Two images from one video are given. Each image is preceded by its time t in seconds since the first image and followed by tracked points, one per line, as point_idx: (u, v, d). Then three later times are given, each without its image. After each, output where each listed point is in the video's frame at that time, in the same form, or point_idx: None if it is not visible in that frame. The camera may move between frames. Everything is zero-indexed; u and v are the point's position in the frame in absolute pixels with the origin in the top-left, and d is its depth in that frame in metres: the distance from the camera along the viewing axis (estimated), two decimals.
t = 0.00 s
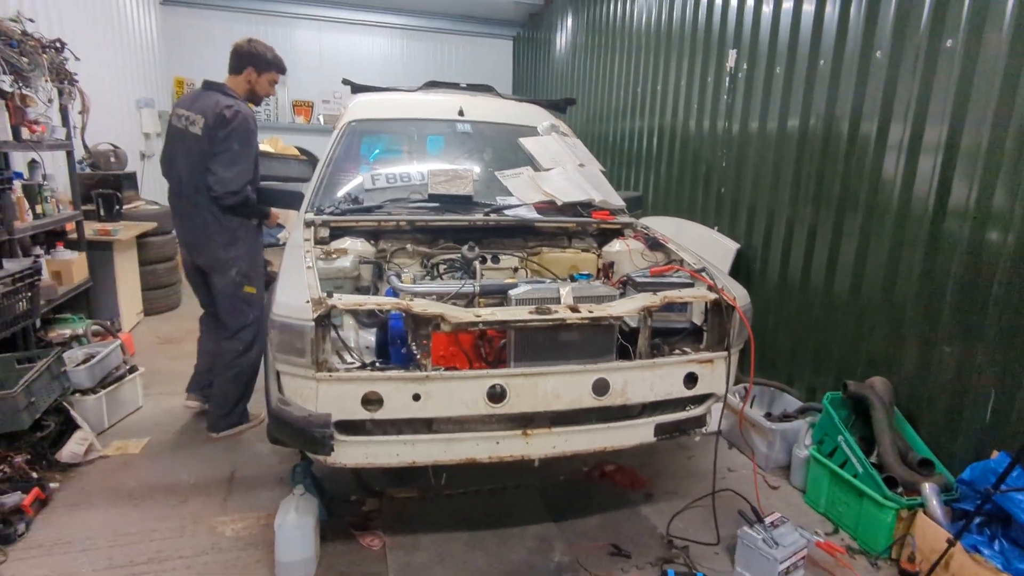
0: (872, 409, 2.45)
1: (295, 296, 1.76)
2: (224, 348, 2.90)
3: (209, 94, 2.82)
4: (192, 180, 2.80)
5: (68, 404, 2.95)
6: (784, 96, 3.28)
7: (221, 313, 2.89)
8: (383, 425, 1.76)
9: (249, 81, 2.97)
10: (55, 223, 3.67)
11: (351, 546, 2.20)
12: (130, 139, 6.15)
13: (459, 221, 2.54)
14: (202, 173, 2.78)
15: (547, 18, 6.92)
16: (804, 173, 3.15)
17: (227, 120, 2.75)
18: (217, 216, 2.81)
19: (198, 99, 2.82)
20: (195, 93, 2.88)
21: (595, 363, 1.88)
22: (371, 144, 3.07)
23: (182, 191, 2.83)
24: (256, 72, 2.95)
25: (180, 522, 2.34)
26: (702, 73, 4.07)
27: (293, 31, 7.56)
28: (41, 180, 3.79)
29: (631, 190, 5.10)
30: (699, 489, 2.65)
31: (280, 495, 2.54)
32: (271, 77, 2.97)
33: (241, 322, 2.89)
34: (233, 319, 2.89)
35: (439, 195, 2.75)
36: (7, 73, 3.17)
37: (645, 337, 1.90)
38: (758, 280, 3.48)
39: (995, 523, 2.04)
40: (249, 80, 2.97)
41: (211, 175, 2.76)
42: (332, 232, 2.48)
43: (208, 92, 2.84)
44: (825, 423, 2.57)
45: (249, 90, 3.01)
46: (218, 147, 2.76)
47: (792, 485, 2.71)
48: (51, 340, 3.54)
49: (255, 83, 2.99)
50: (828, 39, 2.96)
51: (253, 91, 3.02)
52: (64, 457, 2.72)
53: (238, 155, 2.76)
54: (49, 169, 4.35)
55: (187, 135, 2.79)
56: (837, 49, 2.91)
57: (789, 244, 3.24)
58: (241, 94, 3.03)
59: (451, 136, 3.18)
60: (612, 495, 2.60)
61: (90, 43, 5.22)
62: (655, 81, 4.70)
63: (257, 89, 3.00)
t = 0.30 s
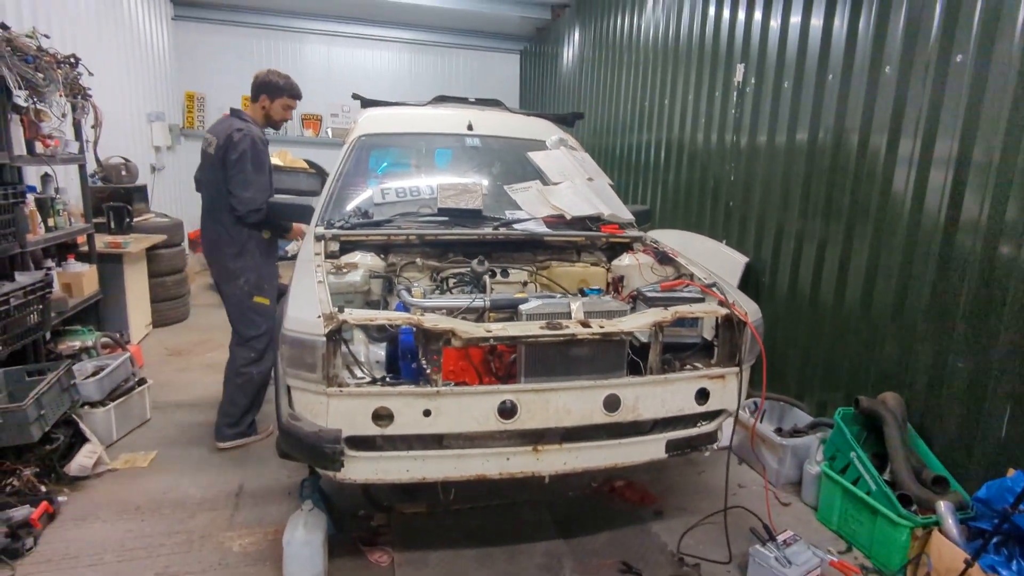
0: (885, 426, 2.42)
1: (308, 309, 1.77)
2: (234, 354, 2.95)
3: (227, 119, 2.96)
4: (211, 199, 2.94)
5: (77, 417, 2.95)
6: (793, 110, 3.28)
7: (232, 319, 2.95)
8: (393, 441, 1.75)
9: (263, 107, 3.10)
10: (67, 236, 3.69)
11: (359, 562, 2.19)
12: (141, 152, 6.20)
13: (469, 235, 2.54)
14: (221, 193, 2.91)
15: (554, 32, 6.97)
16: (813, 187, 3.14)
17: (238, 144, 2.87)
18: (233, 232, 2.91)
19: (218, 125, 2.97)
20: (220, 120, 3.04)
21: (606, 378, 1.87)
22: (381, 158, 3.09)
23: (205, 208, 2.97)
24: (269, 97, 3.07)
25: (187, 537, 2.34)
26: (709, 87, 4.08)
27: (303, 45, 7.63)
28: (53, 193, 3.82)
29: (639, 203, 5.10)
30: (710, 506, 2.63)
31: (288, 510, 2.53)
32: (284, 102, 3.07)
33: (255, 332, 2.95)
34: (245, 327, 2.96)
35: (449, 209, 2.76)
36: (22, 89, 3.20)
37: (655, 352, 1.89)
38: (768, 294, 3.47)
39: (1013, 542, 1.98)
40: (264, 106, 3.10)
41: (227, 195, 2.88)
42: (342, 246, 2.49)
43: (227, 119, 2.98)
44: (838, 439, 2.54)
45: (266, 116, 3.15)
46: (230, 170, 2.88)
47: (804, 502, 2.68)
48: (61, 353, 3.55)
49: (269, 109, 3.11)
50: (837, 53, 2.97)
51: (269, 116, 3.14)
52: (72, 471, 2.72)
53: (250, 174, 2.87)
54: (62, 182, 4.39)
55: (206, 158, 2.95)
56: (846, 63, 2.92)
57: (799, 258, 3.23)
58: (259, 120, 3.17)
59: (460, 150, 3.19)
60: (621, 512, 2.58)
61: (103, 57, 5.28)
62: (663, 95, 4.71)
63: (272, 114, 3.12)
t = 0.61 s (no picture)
0: (894, 443, 2.40)
1: (317, 322, 1.77)
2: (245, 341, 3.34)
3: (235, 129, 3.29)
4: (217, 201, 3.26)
5: (82, 428, 2.95)
6: (798, 125, 3.29)
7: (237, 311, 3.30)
8: (400, 455, 1.74)
9: (269, 117, 3.37)
10: (75, 247, 3.71)
11: None
12: (149, 164, 6.24)
13: (476, 249, 2.55)
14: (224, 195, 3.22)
15: (560, 47, 7.02)
16: (820, 202, 3.14)
17: (239, 149, 3.17)
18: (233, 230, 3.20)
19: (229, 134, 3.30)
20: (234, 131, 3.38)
21: (614, 393, 1.87)
22: (388, 171, 3.10)
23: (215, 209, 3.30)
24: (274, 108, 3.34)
25: (191, 550, 2.32)
26: (715, 102, 4.09)
27: (311, 59, 7.71)
28: (63, 205, 3.85)
29: (644, 217, 5.11)
30: (716, 522, 2.61)
31: (293, 523, 2.52)
32: (287, 111, 3.33)
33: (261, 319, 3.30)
34: (250, 317, 3.29)
35: (455, 223, 2.76)
36: (35, 101, 3.24)
37: (663, 367, 1.89)
38: (774, 309, 3.46)
39: None
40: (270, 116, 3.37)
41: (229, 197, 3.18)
42: (349, 258, 2.50)
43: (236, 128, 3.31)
44: (847, 456, 2.52)
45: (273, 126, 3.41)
46: (231, 172, 3.18)
47: (812, 520, 2.66)
48: (67, 363, 3.56)
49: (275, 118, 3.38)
50: (844, 69, 2.98)
51: (275, 125, 3.40)
52: (76, 482, 2.72)
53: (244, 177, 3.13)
54: (71, 194, 4.43)
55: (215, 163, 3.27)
56: (853, 79, 2.93)
57: (806, 274, 3.22)
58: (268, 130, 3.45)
59: (467, 163, 3.20)
60: (628, 528, 2.56)
61: (115, 70, 5.35)
62: (669, 109, 4.74)
63: (278, 124, 3.39)
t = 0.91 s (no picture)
0: (900, 457, 2.37)
1: (317, 330, 1.74)
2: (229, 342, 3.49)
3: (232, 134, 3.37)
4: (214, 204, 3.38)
5: (76, 435, 2.91)
6: (802, 137, 3.27)
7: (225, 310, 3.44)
8: (401, 467, 1.70)
9: (266, 122, 3.41)
10: (73, 251, 3.67)
11: None
12: (149, 169, 6.21)
13: (479, 257, 2.53)
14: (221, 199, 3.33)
15: (562, 56, 7.03)
16: (824, 214, 3.12)
17: (235, 155, 3.27)
18: (232, 234, 3.32)
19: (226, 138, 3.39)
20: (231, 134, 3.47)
21: (618, 405, 1.84)
22: (389, 178, 3.08)
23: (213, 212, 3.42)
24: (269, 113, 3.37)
25: (185, 561, 2.28)
26: (718, 113, 4.08)
27: (312, 66, 7.71)
28: (61, 209, 3.82)
29: (645, 227, 5.09)
30: (718, 537, 2.57)
31: (289, 534, 2.47)
32: (283, 116, 3.35)
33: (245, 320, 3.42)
34: (234, 317, 3.43)
35: (458, 231, 2.74)
36: (35, 104, 3.21)
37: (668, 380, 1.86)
38: (777, 320, 3.44)
39: None
40: (267, 121, 3.41)
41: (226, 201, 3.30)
42: (350, 266, 2.47)
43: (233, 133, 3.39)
44: (852, 471, 2.49)
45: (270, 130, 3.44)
46: (228, 176, 3.28)
47: (816, 535, 2.63)
48: (62, 369, 3.52)
49: (271, 122, 3.41)
50: (848, 81, 2.97)
51: (273, 130, 3.44)
52: (69, 491, 2.67)
53: (242, 181, 3.25)
54: (69, 198, 4.40)
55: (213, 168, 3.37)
56: (858, 91, 2.91)
57: (809, 286, 3.20)
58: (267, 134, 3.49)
59: (470, 171, 3.18)
60: (629, 542, 2.52)
61: (116, 75, 5.33)
62: (670, 119, 4.72)
63: (275, 128, 3.42)
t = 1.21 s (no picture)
0: (904, 470, 2.33)
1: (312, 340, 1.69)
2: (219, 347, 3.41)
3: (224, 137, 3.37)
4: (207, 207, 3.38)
5: (61, 445, 2.84)
6: (803, 143, 3.24)
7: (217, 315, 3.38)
8: (398, 483, 1.64)
9: (259, 124, 3.38)
10: (60, 255, 3.59)
11: None
12: (139, 171, 6.13)
13: (476, 264, 2.47)
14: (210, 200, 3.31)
15: (558, 59, 7.00)
16: (826, 222, 3.08)
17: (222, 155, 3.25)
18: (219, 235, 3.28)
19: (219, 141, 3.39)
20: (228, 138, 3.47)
21: (621, 418, 1.79)
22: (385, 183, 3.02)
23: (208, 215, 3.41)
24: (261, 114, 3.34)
25: None
26: (717, 118, 4.04)
27: (306, 68, 7.64)
28: (48, 212, 3.74)
29: (642, 232, 5.05)
30: (720, 551, 2.52)
31: (280, 548, 2.41)
32: (275, 116, 3.31)
33: (236, 324, 3.35)
34: (226, 323, 3.36)
35: (455, 237, 2.68)
36: (22, 105, 3.14)
37: (673, 393, 1.81)
38: (777, 328, 3.40)
39: None
40: (260, 122, 3.37)
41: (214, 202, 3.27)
42: (345, 272, 2.41)
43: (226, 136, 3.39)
44: (855, 483, 2.45)
45: (264, 132, 3.41)
46: (215, 178, 3.26)
47: (819, 548, 2.58)
48: (48, 376, 3.44)
49: (264, 124, 3.37)
50: (851, 87, 2.93)
51: (266, 132, 3.40)
52: (53, 502, 2.60)
53: (225, 181, 3.22)
54: (57, 200, 4.31)
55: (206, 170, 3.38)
56: (860, 98, 2.88)
57: (810, 294, 3.16)
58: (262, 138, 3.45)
59: (467, 176, 3.12)
60: (629, 555, 2.47)
61: (106, 75, 5.25)
62: (669, 124, 4.69)
63: (268, 129, 3.38)
